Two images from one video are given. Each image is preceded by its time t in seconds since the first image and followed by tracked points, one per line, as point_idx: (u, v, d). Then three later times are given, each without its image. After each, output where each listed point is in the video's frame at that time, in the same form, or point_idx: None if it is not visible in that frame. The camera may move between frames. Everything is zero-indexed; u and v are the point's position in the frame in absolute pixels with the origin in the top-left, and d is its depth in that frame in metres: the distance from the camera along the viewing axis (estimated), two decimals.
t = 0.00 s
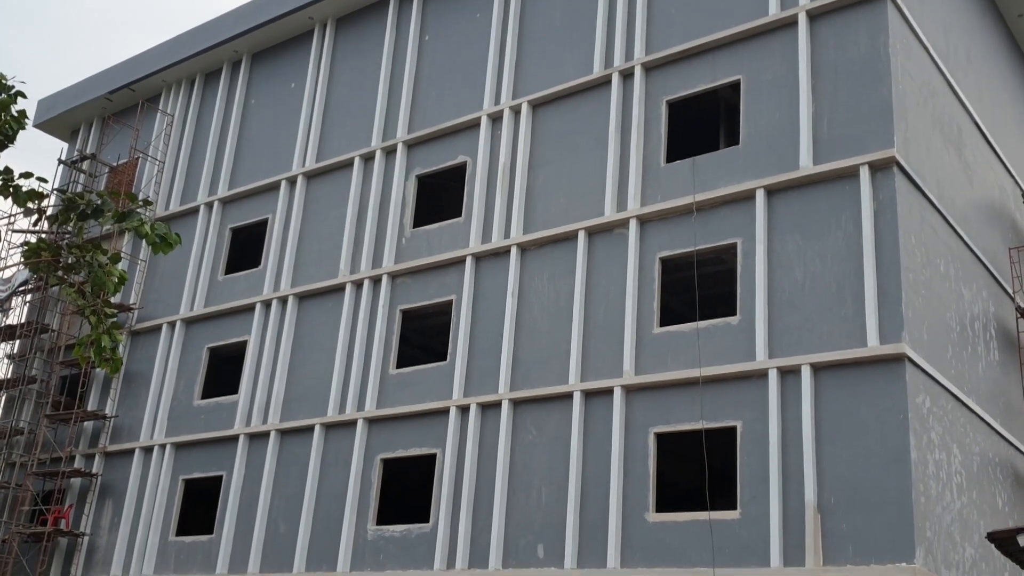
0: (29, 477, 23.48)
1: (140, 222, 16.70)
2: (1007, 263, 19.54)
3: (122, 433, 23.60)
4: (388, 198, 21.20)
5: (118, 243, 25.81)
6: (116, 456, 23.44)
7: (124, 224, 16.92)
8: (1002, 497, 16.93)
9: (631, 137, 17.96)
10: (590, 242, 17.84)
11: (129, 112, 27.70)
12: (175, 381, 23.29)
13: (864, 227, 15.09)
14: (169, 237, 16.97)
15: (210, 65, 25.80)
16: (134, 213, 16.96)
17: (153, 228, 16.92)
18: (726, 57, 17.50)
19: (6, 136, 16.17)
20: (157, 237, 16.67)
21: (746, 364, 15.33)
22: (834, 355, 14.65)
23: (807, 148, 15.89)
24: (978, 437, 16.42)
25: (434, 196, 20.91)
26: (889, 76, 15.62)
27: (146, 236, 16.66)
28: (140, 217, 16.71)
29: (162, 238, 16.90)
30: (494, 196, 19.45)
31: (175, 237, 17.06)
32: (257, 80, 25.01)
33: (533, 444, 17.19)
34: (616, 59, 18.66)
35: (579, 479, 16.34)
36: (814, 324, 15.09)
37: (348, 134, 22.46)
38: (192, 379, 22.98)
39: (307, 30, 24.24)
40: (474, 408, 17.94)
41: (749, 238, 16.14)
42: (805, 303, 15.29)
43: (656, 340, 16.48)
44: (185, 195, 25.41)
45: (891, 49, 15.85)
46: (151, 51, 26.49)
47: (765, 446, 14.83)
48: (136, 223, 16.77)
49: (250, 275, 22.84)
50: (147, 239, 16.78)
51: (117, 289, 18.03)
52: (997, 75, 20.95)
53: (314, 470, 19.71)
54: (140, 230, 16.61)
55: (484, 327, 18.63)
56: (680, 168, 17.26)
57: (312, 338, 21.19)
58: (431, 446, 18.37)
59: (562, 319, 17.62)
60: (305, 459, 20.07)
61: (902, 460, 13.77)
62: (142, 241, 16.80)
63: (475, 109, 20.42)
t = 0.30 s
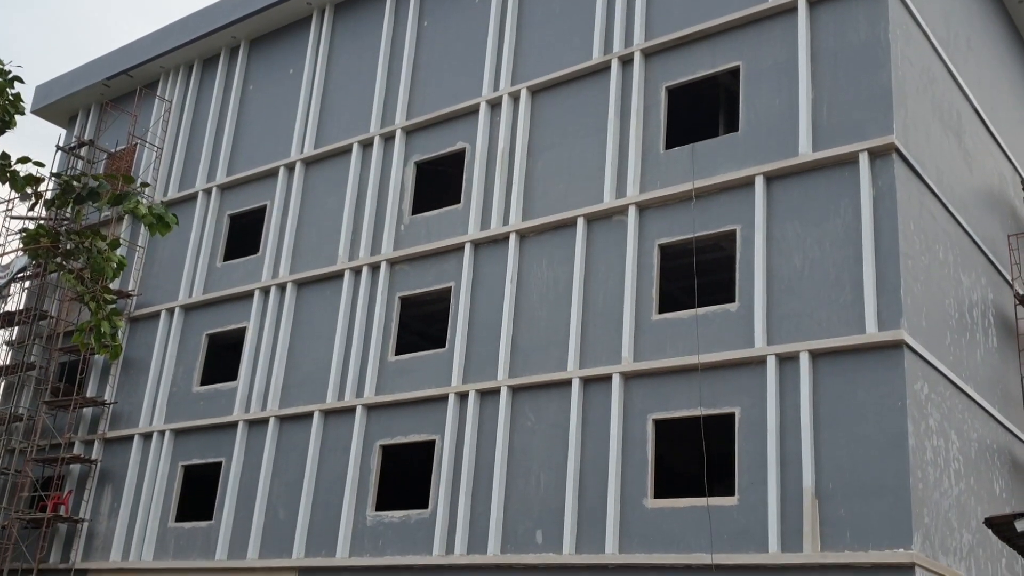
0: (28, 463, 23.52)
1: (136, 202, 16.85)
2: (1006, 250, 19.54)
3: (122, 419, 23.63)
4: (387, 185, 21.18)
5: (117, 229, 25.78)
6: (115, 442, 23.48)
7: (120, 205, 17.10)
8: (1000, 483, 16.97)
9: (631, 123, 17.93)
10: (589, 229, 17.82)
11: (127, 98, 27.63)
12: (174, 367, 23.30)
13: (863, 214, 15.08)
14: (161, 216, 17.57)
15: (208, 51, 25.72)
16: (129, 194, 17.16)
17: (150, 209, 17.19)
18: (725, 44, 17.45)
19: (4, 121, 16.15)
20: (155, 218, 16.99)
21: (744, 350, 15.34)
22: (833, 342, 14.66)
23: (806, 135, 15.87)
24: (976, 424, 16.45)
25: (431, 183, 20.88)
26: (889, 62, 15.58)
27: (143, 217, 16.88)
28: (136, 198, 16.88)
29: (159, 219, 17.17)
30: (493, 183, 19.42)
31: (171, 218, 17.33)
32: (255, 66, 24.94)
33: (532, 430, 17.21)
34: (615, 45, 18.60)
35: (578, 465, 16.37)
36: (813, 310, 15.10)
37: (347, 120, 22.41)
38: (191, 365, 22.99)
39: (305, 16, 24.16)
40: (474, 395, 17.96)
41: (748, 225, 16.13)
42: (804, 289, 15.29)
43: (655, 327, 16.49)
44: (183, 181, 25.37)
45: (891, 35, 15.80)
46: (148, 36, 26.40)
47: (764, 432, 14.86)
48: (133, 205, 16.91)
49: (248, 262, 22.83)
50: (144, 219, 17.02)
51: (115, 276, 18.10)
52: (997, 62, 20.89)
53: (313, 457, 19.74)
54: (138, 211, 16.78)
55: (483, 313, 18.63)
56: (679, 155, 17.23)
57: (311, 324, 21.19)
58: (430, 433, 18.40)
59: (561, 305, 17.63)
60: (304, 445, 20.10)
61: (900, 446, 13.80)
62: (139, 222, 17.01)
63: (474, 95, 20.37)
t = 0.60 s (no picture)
0: (29, 456, 23.55)
1: (135, 198, 16.82)
2: (1007, 242, 19.52)
3: (123, 412, 23.65)
4: (387, 178, 21.16)
5: (117, 222, 25.77)
6: (116, 435, 23.50)
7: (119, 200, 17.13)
8: (1000, 475, 16.98)
9: (631, 116, 17.91)
10: (589, 222, 17.81)
11: (127, 91, 27.60)
12: (175, 360, 23.31)
13: (864, 206, 15.07)
14: (155, 217, 18.28)
15: (208, 44, 25.68)
16: (128, 188, 17.18)
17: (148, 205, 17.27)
18: (726, 36, 17.42)
19: (3, 113, 16.12)
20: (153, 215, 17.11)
21: (745, 343, 15.34)
22: (833, 334, 14.66)
23: (807, 127, 15.85)
24: (977, 416, 16.46)
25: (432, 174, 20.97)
26: (890, 55, 15.56)
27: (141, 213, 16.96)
28: (135, 193, 16.86)
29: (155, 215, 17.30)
30: (493, 176, 19.41)
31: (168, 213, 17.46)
32: (255, 58, 24.91)
33: (533, 423, 17.22)
34: (616, 37, 18.57)
35: (579, 458, 16.39)
36: (814, 303, 15.10)
37: (347, 113, 22.38)
38: (192, 358, 23.00)
39: (305, 8, 24.11)
40: (474, 388, 17.97)
41: (748, 218, 16.11)
42: (805, 282, 15.29)
43: (655, 319, 16.49)
44: (183, 174, 25.36)
45: (892, 28, 15.77)
46: (148, 29, 26.36)
47: (764, 425, 14.86)
48: (131, 199, 16.91)
49: (249, 255, 22.82)
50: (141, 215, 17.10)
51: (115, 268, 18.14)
52: (997, 53, 20.83)
53: (314, 449, 19.76)
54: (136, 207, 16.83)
55: (484, 307, 18.62)
56: (680, 147, 17.21)
57: (311, 317, 21.19)
58: (431, 425, 18.41)
59: (561, 298, 17.63)
60: (305, 438, 20.11)
61: (900, 438, 13.81)
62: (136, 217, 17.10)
63: (474, 88, 20.34)
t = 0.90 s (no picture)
0: (29, 453, 23.56)
1: (133, 197, 16.54)
2: (1007, 240, 19.50)
3: (122, 409, 23.65)
4: (387, 176, 21.16)
5: (117, 220, 25.77)
6: (116, 433, 23.50)
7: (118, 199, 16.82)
8: (1000, 474, 16.98)
9: (631, 114, 17.90)
10: (589, 220, 17.80)
11: (127, 88, 27.59)
12: (175, 357, 23.32)
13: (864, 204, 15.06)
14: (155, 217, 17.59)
15: (208, 41, 25.67)
16: (127, 186, 16.81)
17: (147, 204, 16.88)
18: (726, 34, 17.41)
19: (4, 110, 16.09)
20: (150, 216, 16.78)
21: (745, 341, 15.34)
22: (833, 332, 14.66)
23: (807, 125, 15.84)
24: (976, 414, 16.46)
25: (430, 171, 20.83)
26: (890, 53, 15.55)
27: (139, 213, 16.65)
28: (133, 192, 16.55)
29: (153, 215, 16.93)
30: (493, 174, 19.40)
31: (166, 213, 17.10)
32: (255, 56, 24.89)
33: (532, 421, 17.23)
34: (616, 35, 18.56)
35: (578, 455, 16.39)
36: (814, 301, 15.09)
37: (347, 111, 22.37)
38: (192, 355, 23.00)
39: (305, 5, 24.09)
40: (474, 385, 17.97)
41: (748, 216, 16.11)
42: (804, 280, 15.29)
43: (655, 317, 16.49)
44: (183, 172, 25.35)
45: (892, 26, 15.76)
46: (148, 26, 26.35)
47: (764, 423, 14.86)
48: (129, 198, 16.65)
49: (249, 252, 22.81)
50: (139, 215, 16.77)
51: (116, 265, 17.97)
52: (997, 50, 20.79)
53: (313, 447, 19.76)
54: (134, 207, 16.56)
55: (483, 304, 18.61)
56: (680, 145, 17.21)
57: (311, 314, 21.19)
58: (430, 423, 18.41)
59: (561, 296, 17.63)
60: (305, 435, 20.11)
61: (900, 436, 13.81)
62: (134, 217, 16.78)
63: (474, 85, 20.32)
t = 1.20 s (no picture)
0: (28, 451, 23.56)
1: (131, 200, 16.49)
2: (1006, 240, 19.51)
3: (122, 408, 23.64)
4: (386, 174, 21.15)
5: (116, 218, 25.77)
6: (115, 431, 23.50)
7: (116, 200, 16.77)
8: (999, 473, 16.99)
9: (631, 113, 17.90)
10: (589, 218, 17.80)
11: (127, 87, 27.58)
12: (174, 356, 23.32)
13: (864, 204, 15.06)
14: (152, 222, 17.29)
15: (208, 40, 25.66)
16: (126, 189, 16.75)
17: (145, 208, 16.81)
18: (726, 33, 17.40)
19: (5, 109, 16.08)
20: (148, 219, 16.69)
21: (745, 340, 15.33)
22: (833, 332, 14.66)
23: (807, 125, 15.84)
24: (976, 414, 16.47)
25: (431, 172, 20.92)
26: (890, 52, 15.55)
27: (137, 216, 16.58)
28: (131, 196, 16.48)
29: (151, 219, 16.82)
30: (493, 173, 19.39)
31: (165, 218, 16.97)
32: (254, 55, 24.88)
33: (532, 420, 17.23)
34: (615, 34, 18.56)
35: (578, 454, 16.40)
36: (813, 300, 15.09)
37: (347, 109, 22.36)
38: (191, 354, 23.00)
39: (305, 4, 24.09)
40: (473, 384, 17.97)
41: (748, 215, 16.10)
42: (804, 279, 15.29)
43: (654, 316, 16.49)
44: (182, 170, 25.35)
45: (892, 25, 15.76)
46: (147, 25, 26.34)
47: (764, 422, 14.86)
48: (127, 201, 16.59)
49: (248, 250, 22.81)
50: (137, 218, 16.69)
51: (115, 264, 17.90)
52: (997, 49, 20.78)
53: (313, 446, 19.76)
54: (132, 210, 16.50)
55: (483, 303, 18.62)
56: (679, 145, 17.21)
57: (310, 313, 21.19)
58: (430, 422, 18.41)
59: (561, 295, 17.63)
60: (304, 434, 20.11)
61: (900, 435, 13.81)
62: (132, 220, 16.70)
63: (474, 84, 20.32)
